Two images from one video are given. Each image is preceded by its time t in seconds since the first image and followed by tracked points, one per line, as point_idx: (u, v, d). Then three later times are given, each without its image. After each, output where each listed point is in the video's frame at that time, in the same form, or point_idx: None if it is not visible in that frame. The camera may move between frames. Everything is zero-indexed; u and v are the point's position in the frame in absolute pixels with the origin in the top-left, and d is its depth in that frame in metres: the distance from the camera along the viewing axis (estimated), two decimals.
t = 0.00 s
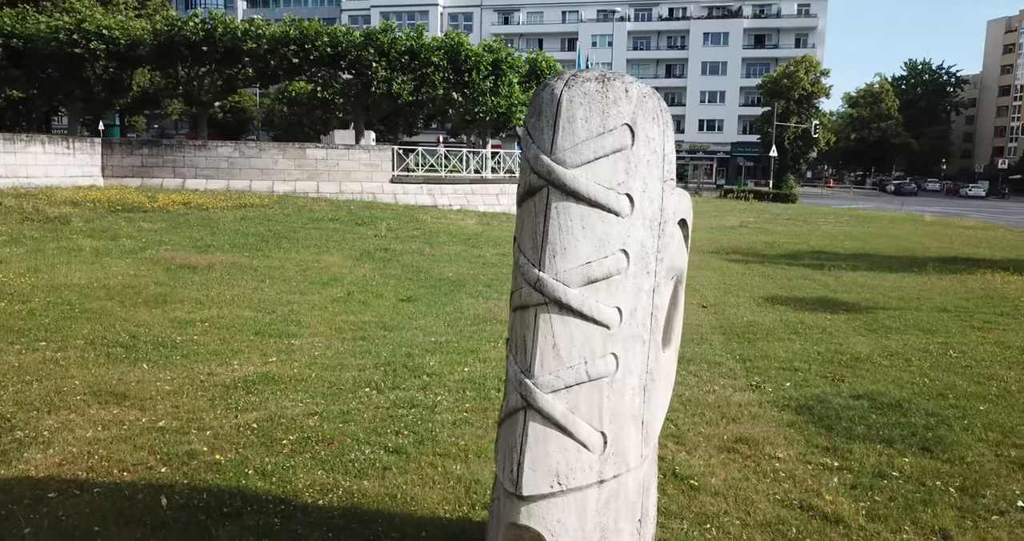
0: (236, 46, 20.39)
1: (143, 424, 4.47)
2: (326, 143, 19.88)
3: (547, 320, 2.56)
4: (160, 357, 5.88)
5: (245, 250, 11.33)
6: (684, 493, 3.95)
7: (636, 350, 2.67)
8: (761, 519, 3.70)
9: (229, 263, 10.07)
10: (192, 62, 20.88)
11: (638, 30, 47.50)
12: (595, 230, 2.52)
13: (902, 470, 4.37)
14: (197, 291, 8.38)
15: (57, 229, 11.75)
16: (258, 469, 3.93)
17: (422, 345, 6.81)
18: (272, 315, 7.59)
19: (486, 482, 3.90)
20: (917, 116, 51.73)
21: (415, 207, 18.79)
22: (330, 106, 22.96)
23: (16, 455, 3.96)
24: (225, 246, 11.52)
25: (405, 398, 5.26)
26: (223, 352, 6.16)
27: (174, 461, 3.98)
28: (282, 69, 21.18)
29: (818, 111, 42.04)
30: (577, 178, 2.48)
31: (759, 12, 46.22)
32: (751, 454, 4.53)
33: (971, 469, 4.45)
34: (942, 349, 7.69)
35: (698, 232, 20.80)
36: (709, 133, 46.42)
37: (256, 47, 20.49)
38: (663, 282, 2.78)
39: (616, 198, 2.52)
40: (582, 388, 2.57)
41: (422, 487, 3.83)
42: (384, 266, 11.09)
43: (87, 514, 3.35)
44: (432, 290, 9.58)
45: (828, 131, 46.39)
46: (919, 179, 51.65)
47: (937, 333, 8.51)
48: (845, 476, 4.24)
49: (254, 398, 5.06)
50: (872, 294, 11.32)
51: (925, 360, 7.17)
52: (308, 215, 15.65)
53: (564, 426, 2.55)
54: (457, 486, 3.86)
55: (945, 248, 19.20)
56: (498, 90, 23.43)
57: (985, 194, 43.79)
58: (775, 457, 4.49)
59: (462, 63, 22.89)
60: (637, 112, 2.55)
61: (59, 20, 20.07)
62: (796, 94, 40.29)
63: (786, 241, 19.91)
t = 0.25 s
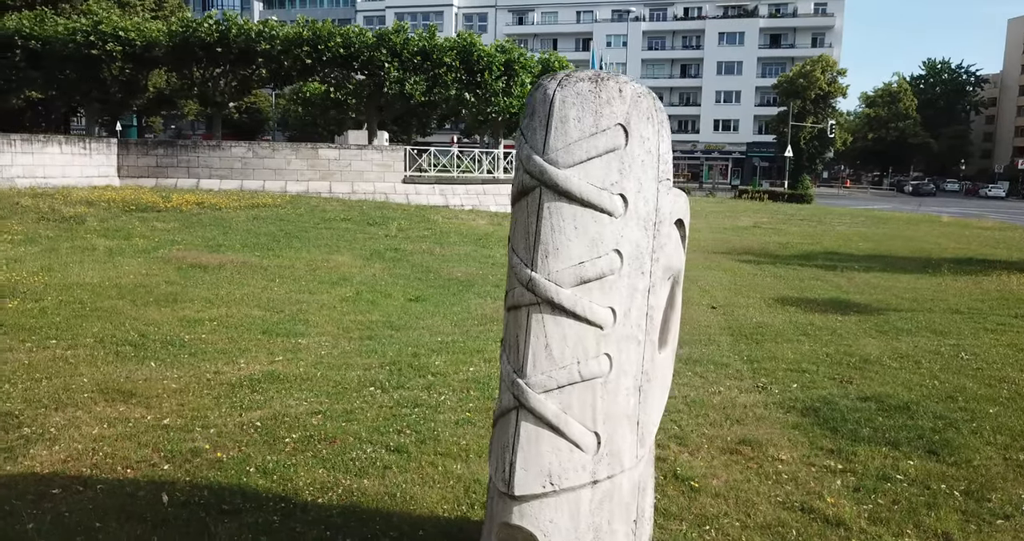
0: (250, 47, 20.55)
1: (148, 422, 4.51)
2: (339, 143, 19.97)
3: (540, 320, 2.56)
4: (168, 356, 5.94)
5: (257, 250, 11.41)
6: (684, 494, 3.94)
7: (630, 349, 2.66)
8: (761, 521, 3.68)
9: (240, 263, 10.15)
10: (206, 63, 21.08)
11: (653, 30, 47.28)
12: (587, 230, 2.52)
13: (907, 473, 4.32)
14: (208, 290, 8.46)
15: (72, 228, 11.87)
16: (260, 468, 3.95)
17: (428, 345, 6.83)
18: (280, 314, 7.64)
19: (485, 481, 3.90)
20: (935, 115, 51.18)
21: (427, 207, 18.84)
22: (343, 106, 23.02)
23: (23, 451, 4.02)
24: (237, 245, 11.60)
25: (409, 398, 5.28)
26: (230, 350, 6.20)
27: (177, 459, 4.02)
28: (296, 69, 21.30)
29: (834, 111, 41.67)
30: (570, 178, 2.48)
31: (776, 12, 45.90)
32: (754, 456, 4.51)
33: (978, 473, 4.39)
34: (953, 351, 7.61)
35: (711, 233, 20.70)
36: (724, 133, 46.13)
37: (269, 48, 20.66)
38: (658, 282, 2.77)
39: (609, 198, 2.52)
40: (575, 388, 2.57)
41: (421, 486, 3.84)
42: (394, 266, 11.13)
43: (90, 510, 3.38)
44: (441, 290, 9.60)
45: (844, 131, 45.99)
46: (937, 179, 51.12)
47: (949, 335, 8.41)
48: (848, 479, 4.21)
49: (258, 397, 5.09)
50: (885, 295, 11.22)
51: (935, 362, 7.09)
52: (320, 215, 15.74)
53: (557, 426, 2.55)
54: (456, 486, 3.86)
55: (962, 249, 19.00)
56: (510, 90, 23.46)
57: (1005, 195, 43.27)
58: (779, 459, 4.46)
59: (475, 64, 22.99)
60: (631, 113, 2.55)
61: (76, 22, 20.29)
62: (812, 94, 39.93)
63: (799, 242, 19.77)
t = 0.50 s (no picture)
0: (264, 48, 20.71)
1: (154, 420, 4.56)
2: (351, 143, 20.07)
3: (532, 321, 2.56)
4: (176, 354, 5.99)
5: (268, 249, 11.49)
6: (685, 496, 3.92)
7: (624, 350, 2.66)
8: (762, 522, 3.66)
9: (251, 262, 10.22)
10: (221, 64, 21.28)
11: (669, 30, 46.99)
12: (580, 230, 2.52)
13: (912, 476, 4.28)
14: (218, 289, 8.53)
15: (87, 228, 11.99)
16: (262, 466, 3.98)
17: (434, 345, 6.85)
18: (289, 313, 7.69)
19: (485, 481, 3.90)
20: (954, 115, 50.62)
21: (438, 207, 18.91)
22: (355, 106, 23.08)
23: (30, 447, 4.06)
24: (248, 245, 11.68)
25: (413, 397, 5.30)
26: (238, 349, 6.25)
27: (181, 456, 4.05)
28: (309, 70, 21.44)
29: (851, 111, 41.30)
30: (562, 178, 2.48)
31: (792, 11, 45.59)
32: (757, 458, 4.48)
33: (985, 476, 4.34)
34: (965, 353, 7.52)
35: (724, 234, 20.60)
36: (740, 134, 45.82)
37: (283, 49, 20.83)
38: (654, 282, 2.76)
39: (602, 198, 2.52)
40: (568, 387, 2.58)
41: (421, 485, 3.85)
42: (404, 266, 11.17)
43: (92, 506, 3.42)
44: (450, 290, 9.63)
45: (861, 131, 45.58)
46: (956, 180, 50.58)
47: (961, 337, 8.32)
48: (852, 482, 4.18)
49: (263, 396, 5.12)
50: (898, 297, 11.12)
51: (946, 365, 7.01)
52: (332, 215, 15.82)
53: (550, 426, 2.55)
54: (456, 485, 3.87)
55: (978, 250, 18.79)
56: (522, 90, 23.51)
57: None
58: (782, 461, 4.43)
59: (487, 65, 23.10)
60: (624, 113, 2.55)
61: (94, 24, 20.49)
62: (829, 94, 39.63)
63: (812, 243, 19.65)
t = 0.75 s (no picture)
0: (279, 49, 20.89)
1: (161, 417, 4.60)
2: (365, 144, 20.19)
3: (526, 320, 2.57)
4: (186, 352, 6.06)
5: (281, 249, 11.58)
6: (687, 497, 3.90)
7: (619, 350, 2.66)
8: (763, 525, 3.64)
9: (263, 262, 10.30)
10: (238, 65, 21.51)
11: (685, 29, 46.70)
12: (575, 230, 2.53)
13: (918, 479, 4.24)
14: (230, 288, 8.60)
15: (104, 228, 12.12)
16: (266, 464, 4.01)
17: (442, 344, 6.87)
18: (299, 313, 7.75)
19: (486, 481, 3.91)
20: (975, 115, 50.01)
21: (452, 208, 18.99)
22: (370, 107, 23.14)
23: (39, 444, 4.12)
24: (261, 245, 11.76)
25: (419, 397, 5.31)
26: (246, 348, 6.30)
27: (186, 453, 4.10)
28: (323, 71, 21.59)
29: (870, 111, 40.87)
30: (556, 179, 2.49)
31: (810, 10, 45.23)
32: (761, 460, 4.45)
33: (993, 480, 4.29)
34: (979, 356, 7.42)
35: (739, 235, 20.51)
36: (757, 134, 45.48)
37: (298, 51, 21.02)
38: (650, 282, 2.75)
39: (596, 198, 2.52)
40: (563, 388, 2.58)
41: (423, 484, 3.86)
42: (415, 266, 11.21)
43: (97, 502, 3.46)
44: (460, 290, 9.65)
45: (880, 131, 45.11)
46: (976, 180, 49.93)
47: (975, 340, 8.21)
48: (857, 484, 4.14)
49: (269, 394, 5.16)
50: (912, 298, 11.01)
51: (959, 367, 6.93)
52: (345, 215, 15.92)
53: (543, 425, 2.56)
54: (458, 484, 3.88)
55: (996, 251, 18.58)
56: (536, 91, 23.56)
57: None
58: (787, 463, 4.40)
59: (501, 66, 23.22)
60: (619, 113, 2.55)
61: (113, 26, 20.71)
62: (847, 93, 39.27)
63: (828, 243, 19.48)
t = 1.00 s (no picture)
0: (295, 51, 21.09)
1: (168, 415, 4.67)
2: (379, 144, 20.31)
3: (519, 320, 2.58)
4: (196, 351, 6.13)
5: (293, 249, 11.67)
6: (687, 498, 3.89)
7: (613, 350, 2.67)
8: (764, 527, 3.62)
9: (275, 262, 10.39)
10: (253, 67, 21.72)
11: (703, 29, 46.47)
12: (568, 231, 2.53)
13: (923, 482, 4.20)
14: (242, 288, 8.69)
15: (119, 228, 12.25)
16: (268, 462, 4.05)
17: (449, 344, 6.89)
18: (309, 312, 7.81)
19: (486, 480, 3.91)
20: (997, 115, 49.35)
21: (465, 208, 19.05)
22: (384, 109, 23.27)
23: (47, 440, 4.18)
24: (274, 245, 11.85)
25: (423, 396, 5.34)
26: (255, 347, 6.37)
27: (191, 450, 4.15)
28: (338, 72, 21.71)
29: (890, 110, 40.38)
30: (548, 180, 2.49)
31: (829, 10, 44.83)
32: (765, 461, 4.43)
33: (1000, 485, 4.24)
34: (991, 359, 7.33)
35: (753, 236, 20.42)
36: (775, 134, 45.14)
37: (313, 52, 21.22)
38: (645, 282, 2.75)
39: (589, 199, 2.52)
40: (555, 388, 2.58)
41: (423, 483, 3.87)
42: (426, 266, 11.25)
43: (101, 498, 3.51)
44: (470, 290, 9.68)
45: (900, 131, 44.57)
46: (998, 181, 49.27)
47: (989, 342, 8.10)
48: (860, 487, 4.11)
49: (276, 393, 5.21)
50: (927, 300, 10.88)
51: (971, 370, 6.84)
52: (359, 215, 16.02)
53: (536, 426, 2.56)
54: (458, 483, 3.90)
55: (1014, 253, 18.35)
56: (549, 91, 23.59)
57: None
58: (790, 465, 4.38)
59: (514, 66, 23.26)
60: (613, 114, 2.56)
61: (131, 28, 20.91)
62: (866, 93, 38.88)
63: (844, 245, 19.31)
